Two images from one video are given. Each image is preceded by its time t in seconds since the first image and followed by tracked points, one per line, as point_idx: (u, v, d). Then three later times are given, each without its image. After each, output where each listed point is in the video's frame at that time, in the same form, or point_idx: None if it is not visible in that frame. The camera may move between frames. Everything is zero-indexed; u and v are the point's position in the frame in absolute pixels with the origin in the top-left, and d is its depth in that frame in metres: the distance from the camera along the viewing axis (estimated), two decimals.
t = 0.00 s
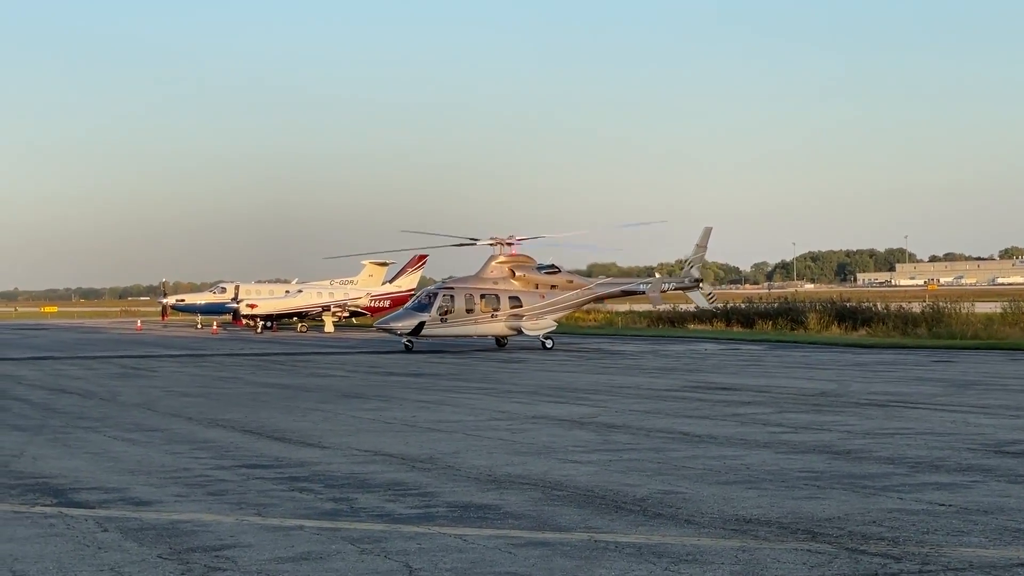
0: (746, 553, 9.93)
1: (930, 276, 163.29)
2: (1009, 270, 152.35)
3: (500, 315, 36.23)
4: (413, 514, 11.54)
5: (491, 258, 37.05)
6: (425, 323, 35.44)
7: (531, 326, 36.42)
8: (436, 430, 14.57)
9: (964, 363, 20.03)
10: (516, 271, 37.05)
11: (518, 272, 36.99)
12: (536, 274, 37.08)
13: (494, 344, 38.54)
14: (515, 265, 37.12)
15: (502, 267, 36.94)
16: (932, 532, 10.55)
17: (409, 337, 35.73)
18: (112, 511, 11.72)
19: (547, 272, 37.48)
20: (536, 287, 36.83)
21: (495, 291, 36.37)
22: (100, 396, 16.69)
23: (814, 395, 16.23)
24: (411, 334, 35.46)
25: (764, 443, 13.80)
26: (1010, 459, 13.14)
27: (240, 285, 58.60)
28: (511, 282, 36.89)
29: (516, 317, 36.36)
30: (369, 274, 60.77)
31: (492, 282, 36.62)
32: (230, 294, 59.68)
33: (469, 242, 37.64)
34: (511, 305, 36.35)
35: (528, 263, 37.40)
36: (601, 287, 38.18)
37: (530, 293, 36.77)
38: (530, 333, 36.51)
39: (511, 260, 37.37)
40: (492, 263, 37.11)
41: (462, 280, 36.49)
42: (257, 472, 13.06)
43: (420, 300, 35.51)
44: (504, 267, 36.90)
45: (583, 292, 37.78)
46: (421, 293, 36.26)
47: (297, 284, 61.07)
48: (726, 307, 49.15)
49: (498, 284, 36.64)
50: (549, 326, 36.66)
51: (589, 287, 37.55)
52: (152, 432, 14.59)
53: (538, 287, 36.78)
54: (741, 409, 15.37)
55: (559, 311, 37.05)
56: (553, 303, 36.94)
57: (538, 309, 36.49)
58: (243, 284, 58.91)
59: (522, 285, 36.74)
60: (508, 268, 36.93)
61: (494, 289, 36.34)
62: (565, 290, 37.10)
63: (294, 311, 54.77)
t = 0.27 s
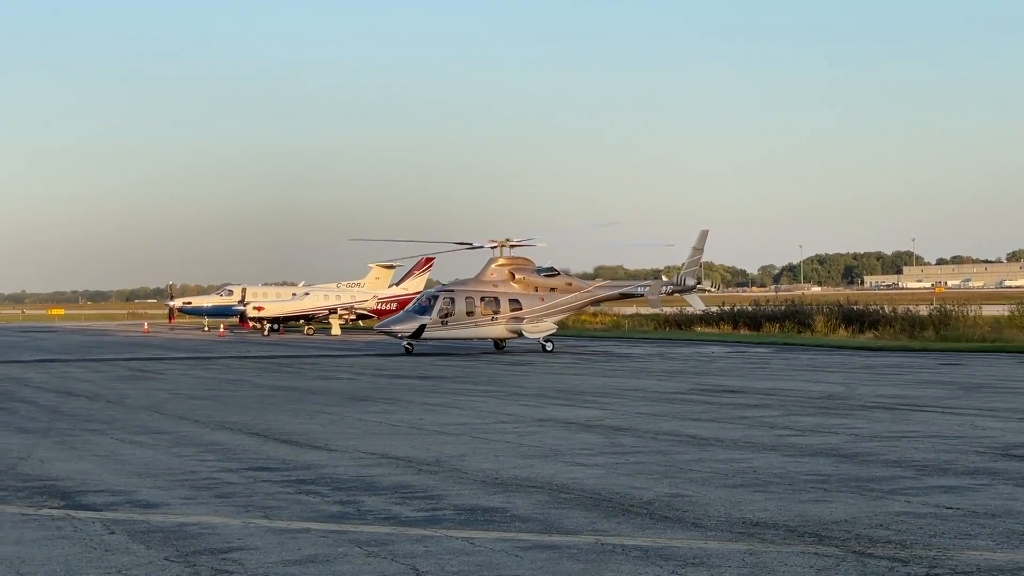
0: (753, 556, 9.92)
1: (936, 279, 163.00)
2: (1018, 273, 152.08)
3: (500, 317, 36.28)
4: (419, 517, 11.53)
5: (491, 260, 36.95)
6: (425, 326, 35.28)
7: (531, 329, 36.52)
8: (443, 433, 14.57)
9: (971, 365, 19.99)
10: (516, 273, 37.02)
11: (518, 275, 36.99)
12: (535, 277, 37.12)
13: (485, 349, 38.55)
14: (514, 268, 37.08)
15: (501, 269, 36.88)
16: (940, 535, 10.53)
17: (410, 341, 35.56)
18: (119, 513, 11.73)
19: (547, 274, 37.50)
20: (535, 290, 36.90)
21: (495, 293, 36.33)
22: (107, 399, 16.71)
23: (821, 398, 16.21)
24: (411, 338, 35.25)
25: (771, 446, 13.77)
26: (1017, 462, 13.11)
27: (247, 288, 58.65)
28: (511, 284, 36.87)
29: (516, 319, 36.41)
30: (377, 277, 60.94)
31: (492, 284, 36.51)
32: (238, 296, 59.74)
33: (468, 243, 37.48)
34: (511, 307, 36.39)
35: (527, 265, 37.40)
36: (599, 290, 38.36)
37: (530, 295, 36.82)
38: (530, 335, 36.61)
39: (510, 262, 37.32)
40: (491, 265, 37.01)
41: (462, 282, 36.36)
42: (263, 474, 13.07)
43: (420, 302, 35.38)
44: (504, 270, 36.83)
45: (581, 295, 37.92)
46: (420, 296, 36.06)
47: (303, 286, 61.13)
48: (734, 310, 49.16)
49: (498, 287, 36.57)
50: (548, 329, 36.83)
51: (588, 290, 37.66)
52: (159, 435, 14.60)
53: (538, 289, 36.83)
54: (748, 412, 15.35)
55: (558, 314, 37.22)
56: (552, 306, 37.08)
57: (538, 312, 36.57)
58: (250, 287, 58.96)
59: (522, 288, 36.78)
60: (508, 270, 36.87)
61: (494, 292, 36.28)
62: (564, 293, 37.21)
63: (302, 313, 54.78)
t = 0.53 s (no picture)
0: (761, 559, 9.91)
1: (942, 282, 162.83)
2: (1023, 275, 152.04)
3: (500, 320, 36.30)
4: (427, 519, 11.53)
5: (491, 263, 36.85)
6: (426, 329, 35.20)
7: (531, 331, 36.57)
8: (450, 435, 14.57)
9: (979, 368, 19.97)
10: (516, 276, 36.96)
11: (518, 278, 36.94)
12: (535, 280, 37.10)
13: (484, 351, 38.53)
14: (514, 271, 37.04)
15: (502, 272, 36.80)
16: (947, 538, 10.53)
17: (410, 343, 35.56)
18: (126, 515, 11.74)
19: (546, 277, 37.49)
20: (535, 292, 36.91)
21: (495, 296, 36.28)
22: (114, 401, 16.73)
23: (828, 400, 16.19)
24: (411, 340, 35.24)
25: (778, 448, 13.77)
26: None
27: (253, 290, 58.69)
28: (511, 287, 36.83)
29: (515, 322, 36.45)
30: (383, 280, 61.02)
31: (492, 287, 36.38)
32: (244, 299, 59.77)
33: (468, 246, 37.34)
34: (510, 310, 36.41)
35: (526, 268, 37.35)
36: (598, 292, 38.34)
37: (529, 298, 36.81)
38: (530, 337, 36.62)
39: (510, 264, 37.24)
40: (491, 268, 36.92)
41: (463, 285, 36.26)
42: (270, 477, 13.07)
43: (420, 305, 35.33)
44: (504, 272, 36.75)
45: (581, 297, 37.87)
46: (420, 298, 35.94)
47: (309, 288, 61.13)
48: (740, 313, 49.15)
49: (498, 289, 36.50)
50: (549, 332, 36.82)
51: (588, 292, 37.68)
52: (166, 437, 14.62)
53: (537, 292, 36.83)
54: (755, 414, 15.34)
55: (558, 316, 37.26)
56: (551, 308, 37.11)
57: (538, 314, 36.61)
58: (256, 289, 58.99)
59: (522, 291, 36.78)
60: (508, 273, 36.79)
61: (494, 294, 36.21)
62: (563, 295, 37.21)
63: (308, 316, 54.80)
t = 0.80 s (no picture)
0: (768, 562, 9.90)
1: (950, 285, 162.36)
2: None
3: (499, 322, 36.22)
4: (433, 521, 11.53)
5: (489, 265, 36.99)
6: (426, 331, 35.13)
7: (532, 333, 36.43)
8: (456, 437, 14.58)
9: (986, 371, 19.94)
10: (514, 279, 37.13)
11: (516, 280, 37.13)
12: (533, 283, 37.25)
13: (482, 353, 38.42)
14: (513, 273, 37.18)
15: (500, 274, 36.99)
16: (954, 540, 10.52)
17: (410, 346, 35.42)
18: (133, 518, 11.75)
19: (544, 280, 37.62)
20: (534, 295, 36.97)
21: (494, 298, 36.31)
22: (120, 403, 16.75)
23: (834, 403, 16.19)
24: (412, 343, 35.09)
25: (784, 450, 13.76)
26: None
27: (260, 292, 58.71)
28: (510, 289, 36.94)
29: (515, 324, 36.35)
30: (389, 282, 61.07)
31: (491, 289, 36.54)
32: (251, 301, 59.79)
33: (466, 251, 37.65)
34: (510, 312, 36.37)
35: (524, 271, 37.50)
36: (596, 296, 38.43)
37: (528, 300, 36.84)
38: (531, 341, 36.49)
39: (508, 267, 37.37)
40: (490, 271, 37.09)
41: (462, 287, 36.30)
42: (277, 479, 13.09)
43: (420, 308, 35.30)
44: (502, 275, 36.94)
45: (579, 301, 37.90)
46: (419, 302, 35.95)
47: (316, 291, 61.14)
48: (746, 315, 49.14)
49: (497, 292, 36.60)
50: (549, 334, 36.67)
51: (587, 295, 37.74)
52: (173, 439, 14.64)
53: (536, 294, 36.92)
54: (761, 417, 15.34)
55: (558, 318, 37.17)
56: (551, 311, 37.07)
57: (537, 316, 36.55)
58: (263, 291, 59.01)
59: (520, 293, 36.87)
60: (506, 276, 36.97)
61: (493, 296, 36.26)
62: (562, 297, 37.25)
63: (314, 318, 54.82)
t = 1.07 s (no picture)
0: (774, 564, 9.89)
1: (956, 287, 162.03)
2: None
3: (498, 324, 36.20)
4: (439, 524, 11.53)
5: (487, 268, 36.97)
6: (426, 333, 35.15)
7: (531, 336, 36.37)
8: (462, 439, 14.58)
9: (994, 373, 19.90)
10: (513, 281, 37.11)
11: (515, 282, 37.11)
12: (531, 285, 37.23)
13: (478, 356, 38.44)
14: (511, 275, 37.15)
15: (499, 276, 36.97)
16: (960, 543, 10.51)
17: (410, 348, 35.42)
18: (139, 520, 11.76)
19: (542, 282, 37.60)
20: (532, 297, 36.95)
21: (492, 301, 36.31)
22: (126, 405, 16.77)
23: (840, 405, 16.17)
24: (411, 345, 35.08)
25: (790, 453, 13.75)
26: None
27: (266, 294, 58.73)
28: (508, 292, 36.94)
29: (514, 327, 36.33)
30: (395, 284, 61.11)
31: (490, 292, 36.56)
32: (257, 303, 59.82)
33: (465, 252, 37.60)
34: (508, 315, 36.35)
35: (522, 273, 37.49)
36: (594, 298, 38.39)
37: (527, 303, 36.84)
38: (530, 343, 36.46)
39: (506, 270, 37.35)
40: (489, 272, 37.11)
41: (460, 290, 36.31)
42: (283, 481, 13.09)
43: (420, 310, 35.30)
44: (500, 278, 36.92)
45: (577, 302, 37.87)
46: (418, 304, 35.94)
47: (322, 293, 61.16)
48: (752, 317, 49.10)
49: (495, 295, 36.61)
50: (548, 337, 36.68)
51: (585, 297, 37.69)
52: (179, 441, 14.65)
53: (534, 297, 36.88)
54: (768, 419, 15.33)
55: (556, 320, 37.18)
56: (549, 313, 37.05)
57: (535, 318, 36.54)
58: (269, 293, 59.03)
59: (519, 295, 36.85)
60: (504, 278, 36.96)
61: (492, 299, 36.28)
62: (560, 299, 37.22)
63: (320, 320, 54.85)
